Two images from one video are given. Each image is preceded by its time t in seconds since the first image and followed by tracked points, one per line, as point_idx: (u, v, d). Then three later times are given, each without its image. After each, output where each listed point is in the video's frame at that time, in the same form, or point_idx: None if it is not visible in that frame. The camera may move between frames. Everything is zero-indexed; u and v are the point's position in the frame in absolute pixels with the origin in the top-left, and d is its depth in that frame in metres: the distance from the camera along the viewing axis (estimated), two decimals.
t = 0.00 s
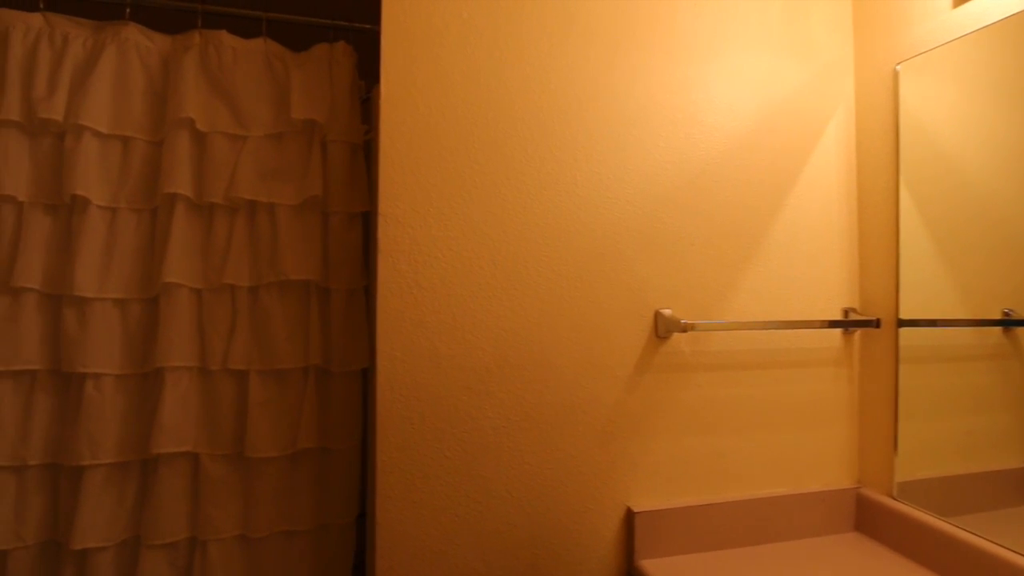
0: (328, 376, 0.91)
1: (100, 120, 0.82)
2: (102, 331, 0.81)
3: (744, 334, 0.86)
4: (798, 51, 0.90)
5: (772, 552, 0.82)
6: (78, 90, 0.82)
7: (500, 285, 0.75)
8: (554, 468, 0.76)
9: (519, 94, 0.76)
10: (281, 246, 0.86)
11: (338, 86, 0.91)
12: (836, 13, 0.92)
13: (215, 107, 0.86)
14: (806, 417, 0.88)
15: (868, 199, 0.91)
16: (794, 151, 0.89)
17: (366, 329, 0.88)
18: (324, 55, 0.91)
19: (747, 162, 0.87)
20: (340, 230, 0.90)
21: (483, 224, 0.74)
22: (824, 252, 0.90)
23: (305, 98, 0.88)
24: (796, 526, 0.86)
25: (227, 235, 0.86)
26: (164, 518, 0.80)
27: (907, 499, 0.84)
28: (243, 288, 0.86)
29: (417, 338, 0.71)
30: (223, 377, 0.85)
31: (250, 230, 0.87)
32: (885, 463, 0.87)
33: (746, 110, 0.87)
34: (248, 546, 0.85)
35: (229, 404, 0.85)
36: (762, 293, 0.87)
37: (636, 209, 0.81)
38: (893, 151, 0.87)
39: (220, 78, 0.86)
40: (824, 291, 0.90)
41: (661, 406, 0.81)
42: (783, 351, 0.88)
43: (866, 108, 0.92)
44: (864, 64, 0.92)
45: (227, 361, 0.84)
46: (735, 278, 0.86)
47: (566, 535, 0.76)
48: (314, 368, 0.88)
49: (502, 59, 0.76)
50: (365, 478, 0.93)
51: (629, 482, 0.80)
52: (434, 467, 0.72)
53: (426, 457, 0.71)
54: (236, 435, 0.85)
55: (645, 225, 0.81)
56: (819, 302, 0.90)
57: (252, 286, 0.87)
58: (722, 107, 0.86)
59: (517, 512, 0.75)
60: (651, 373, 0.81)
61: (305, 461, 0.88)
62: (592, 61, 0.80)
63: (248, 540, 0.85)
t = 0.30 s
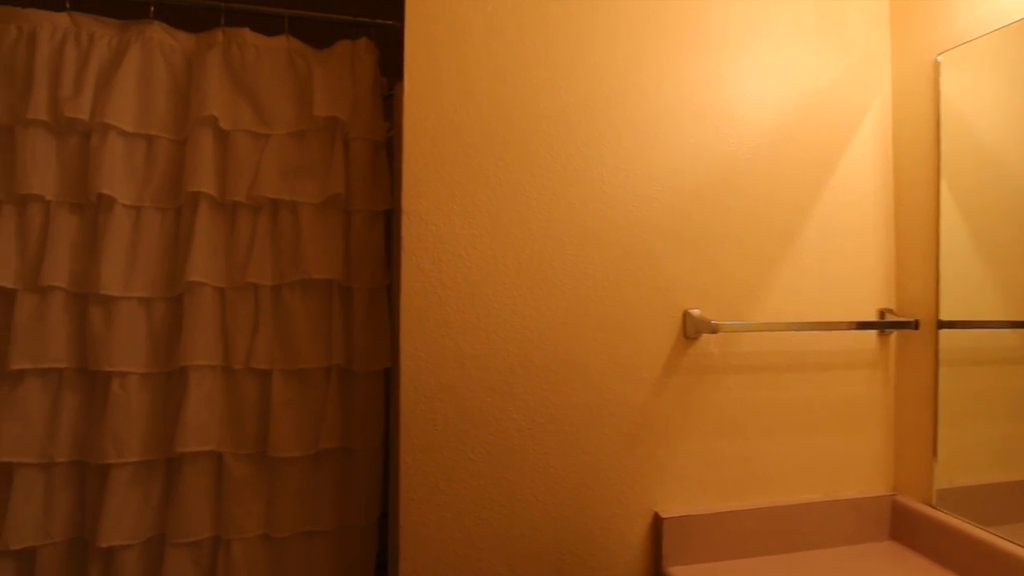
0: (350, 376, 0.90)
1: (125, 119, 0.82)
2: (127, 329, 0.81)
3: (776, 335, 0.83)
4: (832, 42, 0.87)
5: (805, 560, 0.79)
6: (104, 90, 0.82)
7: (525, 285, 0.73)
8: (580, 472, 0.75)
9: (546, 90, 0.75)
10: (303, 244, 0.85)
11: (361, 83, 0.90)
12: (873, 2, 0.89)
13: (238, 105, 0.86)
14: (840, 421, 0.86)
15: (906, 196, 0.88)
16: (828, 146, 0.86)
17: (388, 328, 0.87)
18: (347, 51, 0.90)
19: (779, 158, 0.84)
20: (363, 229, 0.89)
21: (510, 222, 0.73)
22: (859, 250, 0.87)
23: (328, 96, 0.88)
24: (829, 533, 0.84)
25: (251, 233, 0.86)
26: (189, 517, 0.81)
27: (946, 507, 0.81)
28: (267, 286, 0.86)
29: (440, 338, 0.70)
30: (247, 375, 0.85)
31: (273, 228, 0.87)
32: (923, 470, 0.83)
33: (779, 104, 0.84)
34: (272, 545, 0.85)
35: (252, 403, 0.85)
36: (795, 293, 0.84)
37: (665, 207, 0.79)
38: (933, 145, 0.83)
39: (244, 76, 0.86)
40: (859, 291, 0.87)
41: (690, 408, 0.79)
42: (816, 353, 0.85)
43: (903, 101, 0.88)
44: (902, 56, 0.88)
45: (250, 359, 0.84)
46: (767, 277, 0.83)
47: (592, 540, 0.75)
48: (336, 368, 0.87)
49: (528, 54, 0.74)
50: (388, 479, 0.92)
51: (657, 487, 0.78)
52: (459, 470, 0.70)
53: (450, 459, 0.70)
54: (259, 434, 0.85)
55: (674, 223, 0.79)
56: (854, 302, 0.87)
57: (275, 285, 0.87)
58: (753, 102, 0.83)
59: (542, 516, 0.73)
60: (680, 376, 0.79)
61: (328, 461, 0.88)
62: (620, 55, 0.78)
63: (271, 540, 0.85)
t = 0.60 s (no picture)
0: (373, 376, 0.89)
1: (150, 116, 0.82)
2: (152, 327, 0.81)
3: (814, 337, 0.80)
4: (874, 31, 0.83)
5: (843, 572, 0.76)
6: (129, 87, 0.82)
7: (553, 284, 0.71)
8: (609, 477, 0.72)
9: (575, 83, 0.72)
10: (326, 242, 0.84)
11: (384, 79, 0.88)
12: None
13: (262, 102, 0.85)
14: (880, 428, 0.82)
15: (953, 192, 0.84)
16: (868, 140, 0.82)
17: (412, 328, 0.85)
18: (370, 47, 0.89)
19: (816, 153, 0.80)
20: (386, 227, 0.88)
21: (537, 220, 0.71)
22: (902, 249, 0.83)
23: (352, 92, 0.87)
24: (868, 544, 0.80)
25: (274, 231, 0.85)
26: (213, 516, 0.80)
27: (996, 521, 0.76)
28: (290, 285, 0.85)
29: (466, 339, 0.68)
30: (270, 375, 0.84)
31: (296, 226, 0.86)
32: (971, 481, 0.79)
33: (817, 97, 0.81)
34: (295, 545, 0.84)
35: (275, 402, 0.84)
36: (833, 293, 0.81)
37: (697, 204, 0.76)
38: (983, 139, 0.79)
39: (268, 73, 0.86)
40: (901, 292, 0.83)
41: (723, 412, 0.76)
42: (856, 356, 0.81)
43: (950, 92, 0.84)
44: (948, 45, 0.84)
45: (273, 358, 0.83)
46: (804, 277, 0.80)
47: (622, 547, 0.73)
48: (359, 368, 0.86)
49: (557, 46, 0.72)
50: (410, 480, 0.90)
51: (689, 493, 0.75)
52: (485, 474, 0.69)
53: (476, 463, 0.68)
54: (282, 434, 0.84)
55: (706, 221, 0.76)
56: (896, 303, 0.83)
57: (298, 283, 0.86)
58: (789, 95, 0.80)
59: (570, 523, 0.71)
60: (713, 379, 0.76)
61: (351, 462, 0.87)
62: (651, 47, 0.75)
63: (294, 540, 0.84)
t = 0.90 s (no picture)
0: (398, 376, 0.88)
1: (177, 115, 0.82)
2: (179, 326, 0.81)
3: (853, 338, 0.77)
4: (916, 21, 0.80)
5: None
6: (156, 85, 0.82)
7: (584, 283, 0.69)
8: (641, 481, 0.70)
9: (607, 77, 0.71)
10: (352, 240, 0.83)
11: (410, 75, 0.87)
12: None
13: (287, 99, 0.85)
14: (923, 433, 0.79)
15: (1000, 188, 0.80)
16: (910, 134, 0.79)
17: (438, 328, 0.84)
18: (396, 43, 0.88)
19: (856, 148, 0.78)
20: (412, 225, 0.87)
21: (569, 218, 0.69)
22: (945, 247, 0.80)
23: (378, 88, 0.86)
24: (909, 553, 0.77)
25: (299, 230, 0.85)
26: (239, 516, 0.80)
27: None
28: (315, 283, 0.84)
29: (496, 338, 0.67)
30: (296, 374, 0.84)
31: (322, 225, 0.86)
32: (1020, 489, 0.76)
33: (857, 90, 0.78)
34: (320, 546, 0.84)
35: (300, 402, 0.84)
36: (873, 293, 0.78)
37: (733, 201, 0.74)
38: None
39: (294, 70, 0.85)
40: (945, 292, 0.80)
41: (759, 415, 0.74)
42: (897, 358, 0.78)
43: (997, 84, 0.81)
44: (995, 34, 0.81)
45: (299, 358, 0.83)
46: (843, 276, 0.77)
47: (655, 554, 0.71)
48: (384, 368, 0.85)
49: (588, 40, 0.70)
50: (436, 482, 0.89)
51: (724, 499, 0.73)
52: (515, 477, 0.67)
53: (506, 465, 0.67)
54: (308, 434, 0.84)
55: (742, 218, 0.74)
56: (939, 303, 0.80)
57: (324, 282, 0.85)
58: (827, 88, 0.77)
59: (602, 528, 0.69)
60: (748, 381, 0.74)
61: (376, 462, 0.86)
62: (685, 39, 0.73)
63: (320, 541, 0.83)
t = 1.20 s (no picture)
0: (424, 377, 0.86)
1: (204, 114, 0.82)
2: (206, 326, 0.81)
3: (897, 339, 0.74)
4: (964, 7, 0.76)
5: None
6: (183, 84, 0.82)
7: (619, 282, 0.67)
8: (677, 486, 0.68)
9: (641, 69, 0.69)
10: (379, 239, 0.82)
11: (436, 71, 0.86)
12: None
13: (312, 97, 0.84)
14: (971, 437, 0.76)
15: None
16: (957, 125, 0.76)
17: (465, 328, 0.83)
18: (422, 38, 0.87)
19: (900, 141, 0.75)
20: (438, 223, 0.85)
21: (602, 214, 0.67)
22: (995, 243, 0.77)
23: (404, 84, 0.84)
24: (960, 564, 0.74)
25: (325, 229, 0.84)
26: (266, 517, 0.79)
27: None
28: (341, 282, 0.83)
29: (528, 338, 0.65)
30: (322, 375, 0.83)
31: (348, 224, 0.85)
32: None
33: (901, 80, 0.75)
34: (347, 548, 0.83)
35: (327, 402, 0.83)
36: (919, 292, 0.75)
37: (771, 196, 0.71)
38: None
39: (320, 67, 0.84)
40: (994, 290, 0.77)
41: (799, 418, 0.71)
42: (944, 359, 0.75)
43: None
44: None
45: (326, 358, 0.82)
46: (887, 274, 0.74)
47: (692, 560, 0.69)
48: (411, 368, 0.84)
49: (622, 31, 0.68)
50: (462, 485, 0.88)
51: (763, 505, 0.70)
52: (548, 481, 0.65)
53: (540, 469, 0.65)
54: (334, 435, 0.83)
55: (782, 214, 0.71)
56: (987, 302, 0.77)
57: (350, 282, 0.84)
58: (870, 77, 0.74)
59: (637, 534, 0.67)
60: (788, 383, 0.71)
61: (403, 464, 0.84)
62: (721, 29, 0.71)
63: (347, 543, 0.83)
